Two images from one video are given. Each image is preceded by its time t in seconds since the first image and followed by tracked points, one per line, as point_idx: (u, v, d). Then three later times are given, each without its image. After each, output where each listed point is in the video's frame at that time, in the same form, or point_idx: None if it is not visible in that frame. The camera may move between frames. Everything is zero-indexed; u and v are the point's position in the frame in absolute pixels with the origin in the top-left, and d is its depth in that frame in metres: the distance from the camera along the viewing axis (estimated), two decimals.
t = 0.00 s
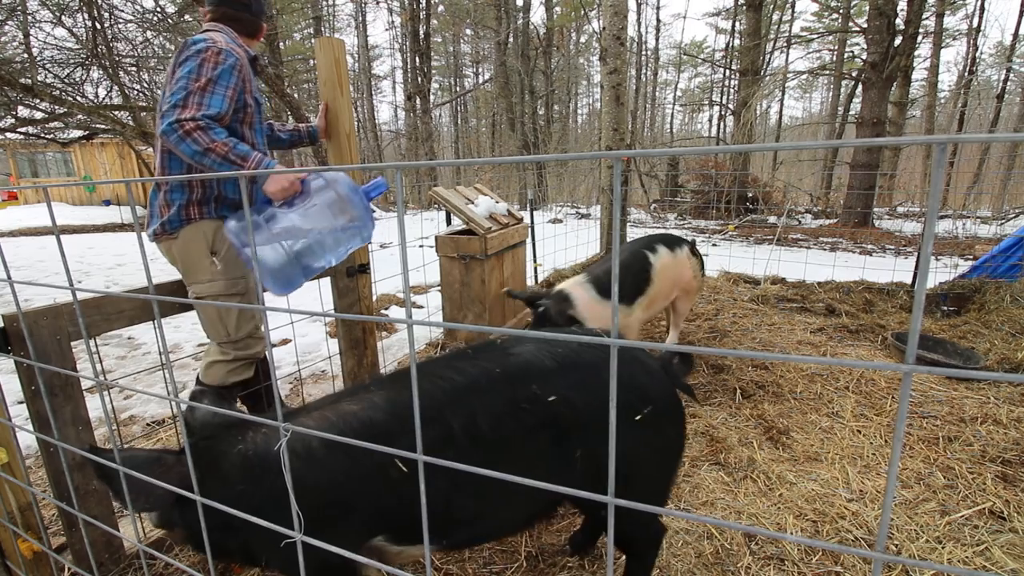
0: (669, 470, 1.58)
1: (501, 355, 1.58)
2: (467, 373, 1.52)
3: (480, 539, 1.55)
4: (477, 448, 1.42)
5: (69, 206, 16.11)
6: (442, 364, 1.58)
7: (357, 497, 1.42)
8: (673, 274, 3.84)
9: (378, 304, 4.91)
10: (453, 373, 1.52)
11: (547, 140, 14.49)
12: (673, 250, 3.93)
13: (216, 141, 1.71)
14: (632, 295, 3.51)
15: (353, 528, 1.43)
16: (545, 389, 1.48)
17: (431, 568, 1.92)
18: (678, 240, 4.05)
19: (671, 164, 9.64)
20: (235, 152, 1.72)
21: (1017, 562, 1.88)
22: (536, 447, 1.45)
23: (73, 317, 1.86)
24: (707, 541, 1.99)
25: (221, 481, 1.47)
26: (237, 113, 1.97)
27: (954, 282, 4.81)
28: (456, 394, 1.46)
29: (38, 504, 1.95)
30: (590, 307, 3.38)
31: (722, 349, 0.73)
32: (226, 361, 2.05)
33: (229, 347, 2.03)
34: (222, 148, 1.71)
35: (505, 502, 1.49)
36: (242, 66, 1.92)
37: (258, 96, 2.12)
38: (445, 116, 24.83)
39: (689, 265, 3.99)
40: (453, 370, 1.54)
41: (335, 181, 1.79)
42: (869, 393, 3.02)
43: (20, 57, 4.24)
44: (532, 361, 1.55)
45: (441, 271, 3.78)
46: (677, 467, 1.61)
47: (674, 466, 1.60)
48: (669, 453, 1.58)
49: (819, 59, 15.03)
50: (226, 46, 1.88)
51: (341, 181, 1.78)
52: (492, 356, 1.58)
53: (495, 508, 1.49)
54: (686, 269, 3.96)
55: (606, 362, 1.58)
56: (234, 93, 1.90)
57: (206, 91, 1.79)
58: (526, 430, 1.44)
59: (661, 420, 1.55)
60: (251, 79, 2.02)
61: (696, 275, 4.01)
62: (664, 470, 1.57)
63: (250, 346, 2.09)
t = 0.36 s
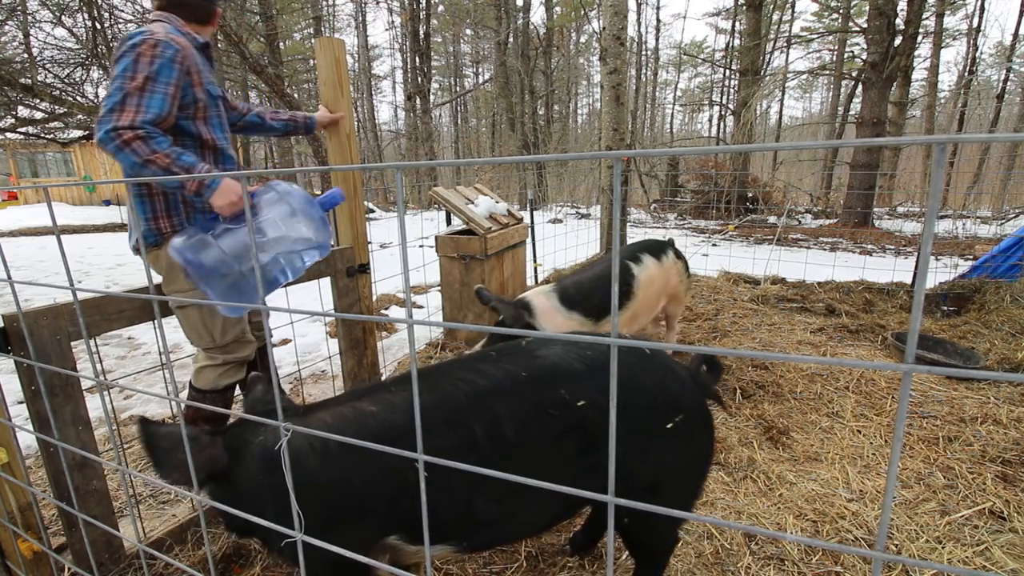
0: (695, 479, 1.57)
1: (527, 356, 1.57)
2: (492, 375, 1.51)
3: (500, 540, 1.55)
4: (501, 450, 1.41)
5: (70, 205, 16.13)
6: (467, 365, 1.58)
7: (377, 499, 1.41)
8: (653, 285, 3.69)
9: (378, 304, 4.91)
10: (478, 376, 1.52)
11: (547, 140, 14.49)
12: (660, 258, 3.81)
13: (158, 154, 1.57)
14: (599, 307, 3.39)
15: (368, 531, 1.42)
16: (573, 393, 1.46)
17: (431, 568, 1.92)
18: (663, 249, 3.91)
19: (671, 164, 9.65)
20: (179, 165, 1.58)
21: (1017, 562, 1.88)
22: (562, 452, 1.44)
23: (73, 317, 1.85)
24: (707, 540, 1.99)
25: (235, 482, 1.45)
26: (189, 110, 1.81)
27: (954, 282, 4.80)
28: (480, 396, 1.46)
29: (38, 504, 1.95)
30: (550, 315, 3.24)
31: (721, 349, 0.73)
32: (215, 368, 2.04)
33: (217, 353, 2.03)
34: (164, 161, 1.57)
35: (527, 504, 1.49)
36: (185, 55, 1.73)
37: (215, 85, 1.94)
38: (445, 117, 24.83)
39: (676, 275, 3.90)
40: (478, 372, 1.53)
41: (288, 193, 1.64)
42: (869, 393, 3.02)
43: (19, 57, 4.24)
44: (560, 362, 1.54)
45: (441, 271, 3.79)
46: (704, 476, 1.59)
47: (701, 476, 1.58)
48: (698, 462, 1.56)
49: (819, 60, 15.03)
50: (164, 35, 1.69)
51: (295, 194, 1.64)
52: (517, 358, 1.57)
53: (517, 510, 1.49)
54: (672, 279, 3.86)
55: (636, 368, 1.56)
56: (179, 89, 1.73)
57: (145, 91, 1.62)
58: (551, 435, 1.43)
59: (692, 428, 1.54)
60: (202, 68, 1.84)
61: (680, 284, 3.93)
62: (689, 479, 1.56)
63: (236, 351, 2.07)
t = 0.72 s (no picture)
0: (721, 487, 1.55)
1: (550, 354, 1.57)
2: (514, 372, 1.51)
3: (519, 535, 1.56)
4: (521, 448, 1.41)
5: (70, 205, 16.13)
6: (490, 362, 1.58)
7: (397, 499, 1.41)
8: (635, 293, 3.63)
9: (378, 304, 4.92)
10: (499, 372, 1.52)
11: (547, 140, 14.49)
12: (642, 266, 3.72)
13: (128, 159, 1.58)
14: (570, 309, 3.35)
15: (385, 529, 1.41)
16: (593, 395, 1.46)
17: (431, 568, 1.92)
18: (647, 257, 3.83)
19: (671, 164, 9.64)
20: (150, 170, 1.59)
21: (1017, 562, 1.88)
22: (583, 452, 1.44)
23: (73, 317, 1.85)
24: (707, 540, 1.99)
25: (249, 479, 1.44)
26: (160, 112, 1.83)
27: (954, 282, 4.81)
28: (502, 393, 1.46)
29: (37, 503, 1.94)
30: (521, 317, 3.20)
31: (720, 349, 0.73)
32: (221, 362, 2.04)
33: (223, 346, 2.02)
34: (135, 166, 1.58)
35: (546, 502, 1.49)
36: (147, 53, 1.74)
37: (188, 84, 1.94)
38: (445, 117, 24.82)
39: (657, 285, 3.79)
40: (501, 368, 1.54)
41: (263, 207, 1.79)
42: (870, 393, 3.02)
43: (19, 57, 4.24)
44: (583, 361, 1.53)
45: (441, 271, 3.80)
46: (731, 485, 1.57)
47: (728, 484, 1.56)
48: (726, 470, 1.54)
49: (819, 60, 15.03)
50: (124, 35, 1.70)
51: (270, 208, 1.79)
52: (540, 356, 1.57)
53: (537, 508, 1.49)
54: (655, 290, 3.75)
55: (663, 371, 1.54)
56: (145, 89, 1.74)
57: (110, 93, 1.64)
58: (571, 436, 1.43)
59: (721, 434, 1.52)
60: (169, 67, 1.85)
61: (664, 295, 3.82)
62: (714, 485, 1.54)
63: (243, 345, 2.07)
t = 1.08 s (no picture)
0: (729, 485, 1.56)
1: (555, 354, 1.57)
2: (520, 372, 1.51)
3: (528, 536, 1.55)
4: (530, 448, 1.41)
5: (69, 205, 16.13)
6: (496, 362, 1.58)
7: (405, 500, 1.41)
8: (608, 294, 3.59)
9: (377, 304, 4.92)
10: (505, 372, 1.52)
11: (547, 140, 14.49)
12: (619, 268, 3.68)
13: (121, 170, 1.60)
14: (540, 310, 3.31)
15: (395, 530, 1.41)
16: (601, 394, 1.46)
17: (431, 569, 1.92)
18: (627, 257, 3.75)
19: (671, 164, 9.65)
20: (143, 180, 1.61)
21: (1017, 562, 1.88)
22: (593, 453, 1.43)
23: (73, 317, 1.85)
24: (707, 540, 1.99)
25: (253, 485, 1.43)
26: (146, 122, 1.82)
27: (954, 282, 4.80)
28: (509, 392, 1.47)
29: (38, 503, 1.94)
30: (487, 319, 3.18)
31: (718, 349, 0.73)
32: (223, 361, 2.04)
33: (225, 344, 2.03)
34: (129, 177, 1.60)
35: (554, 501, 1.49)
36: (138, 62, 1.76)
37: (178, 96, 1.96)
38: (445, 117, 24.82)
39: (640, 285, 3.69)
40: (507, 368, 1.54)
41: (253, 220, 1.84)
42: (870, 393, 3.02)
43: (19, 57, 4.23)
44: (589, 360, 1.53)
45: (441, 271, 3.81)
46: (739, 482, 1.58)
47: (735, 482, 1.57)
48: (733, 467, 1.54)
49: (819, 60, 15.04)
50: (115, 43, 1.71)
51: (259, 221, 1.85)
52: (545, 356, 1.57)
53: (546, 508, 1.49)
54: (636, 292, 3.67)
55: (668, 369, 1.55)
56: (134, 98, 1.75)
57: (100, 101, 1.64)
58: (579, 436, 1.43)
59: (727, 431, 1.53)
60: (159, 77, 1.85)
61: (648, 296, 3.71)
62: (721, 481, 1.55)
63: (244, 343, 2.08)
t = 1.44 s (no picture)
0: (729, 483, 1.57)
1: (554, 359, 1.57)
2: (519, 379, 1.52)
3: (530, 547, 1.55)
4: (535, 455, 1.41)
5: (69, 206, 16.14)
6: (492, 369, 1.58)
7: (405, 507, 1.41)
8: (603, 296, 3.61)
9: (377, 304, 4.92)
10: (505, 379, 1.52)
11: (547, 140, 14.49)
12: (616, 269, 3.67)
13: (113, 163, 1.61)
14: (529, 310, 3.31)
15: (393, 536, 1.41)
16: (603, 400, 1.47)
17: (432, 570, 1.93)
18: (625, 258, 3.73)
19: (671, 164, 9.65)
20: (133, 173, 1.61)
21: (1018, 562, 1.88)
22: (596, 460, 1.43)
23: (73, 317, 1.85)
24: (707, 540, 1.99)
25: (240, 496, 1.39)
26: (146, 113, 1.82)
27: (954, 282, 4.80)
28: (510, 398, 1.47)
29: (38, 503, 1.94)
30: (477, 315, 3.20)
31: (719, 349, 0.73)
32: (205, 370, 2.03)
33: (207, 354, 2.02)
34: (119, 171, 1.61)
35: (556, 508, 1.49)
36: (136, 51, 1.74)
37: (189, 82, 1.94)
38: (445, 117, 24.82)
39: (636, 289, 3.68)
40: (506, 375, 1.54)
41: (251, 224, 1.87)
42: (869, 393, 3.02)
43: (19, 57, 4.24)
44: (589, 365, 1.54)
45: (441, 271, 3.82)
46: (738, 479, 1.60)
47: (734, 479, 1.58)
48: (732, 466, 1.56)
49: (819, 60, 15.04)
50: (113, 33, 1.71)
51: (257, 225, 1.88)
52: (545, 363, 1.57)
53: (547, 517, 1.49)
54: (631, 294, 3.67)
55: (667, 370, 1.55)
56: (131, 89, 1.74)
57: (95, 92, 1.64)
58: (580, 443, 1.43)
59: (726, 430, 1.54)
60: (162, 65, 1.83)
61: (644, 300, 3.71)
62: (723, 480, 1.56)
63: (228, 354, 2.06)
